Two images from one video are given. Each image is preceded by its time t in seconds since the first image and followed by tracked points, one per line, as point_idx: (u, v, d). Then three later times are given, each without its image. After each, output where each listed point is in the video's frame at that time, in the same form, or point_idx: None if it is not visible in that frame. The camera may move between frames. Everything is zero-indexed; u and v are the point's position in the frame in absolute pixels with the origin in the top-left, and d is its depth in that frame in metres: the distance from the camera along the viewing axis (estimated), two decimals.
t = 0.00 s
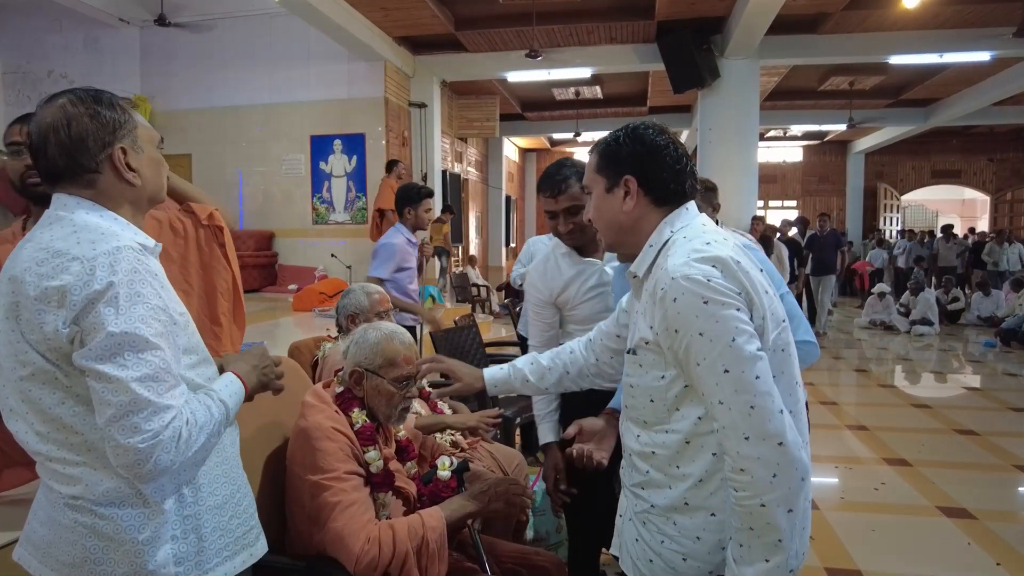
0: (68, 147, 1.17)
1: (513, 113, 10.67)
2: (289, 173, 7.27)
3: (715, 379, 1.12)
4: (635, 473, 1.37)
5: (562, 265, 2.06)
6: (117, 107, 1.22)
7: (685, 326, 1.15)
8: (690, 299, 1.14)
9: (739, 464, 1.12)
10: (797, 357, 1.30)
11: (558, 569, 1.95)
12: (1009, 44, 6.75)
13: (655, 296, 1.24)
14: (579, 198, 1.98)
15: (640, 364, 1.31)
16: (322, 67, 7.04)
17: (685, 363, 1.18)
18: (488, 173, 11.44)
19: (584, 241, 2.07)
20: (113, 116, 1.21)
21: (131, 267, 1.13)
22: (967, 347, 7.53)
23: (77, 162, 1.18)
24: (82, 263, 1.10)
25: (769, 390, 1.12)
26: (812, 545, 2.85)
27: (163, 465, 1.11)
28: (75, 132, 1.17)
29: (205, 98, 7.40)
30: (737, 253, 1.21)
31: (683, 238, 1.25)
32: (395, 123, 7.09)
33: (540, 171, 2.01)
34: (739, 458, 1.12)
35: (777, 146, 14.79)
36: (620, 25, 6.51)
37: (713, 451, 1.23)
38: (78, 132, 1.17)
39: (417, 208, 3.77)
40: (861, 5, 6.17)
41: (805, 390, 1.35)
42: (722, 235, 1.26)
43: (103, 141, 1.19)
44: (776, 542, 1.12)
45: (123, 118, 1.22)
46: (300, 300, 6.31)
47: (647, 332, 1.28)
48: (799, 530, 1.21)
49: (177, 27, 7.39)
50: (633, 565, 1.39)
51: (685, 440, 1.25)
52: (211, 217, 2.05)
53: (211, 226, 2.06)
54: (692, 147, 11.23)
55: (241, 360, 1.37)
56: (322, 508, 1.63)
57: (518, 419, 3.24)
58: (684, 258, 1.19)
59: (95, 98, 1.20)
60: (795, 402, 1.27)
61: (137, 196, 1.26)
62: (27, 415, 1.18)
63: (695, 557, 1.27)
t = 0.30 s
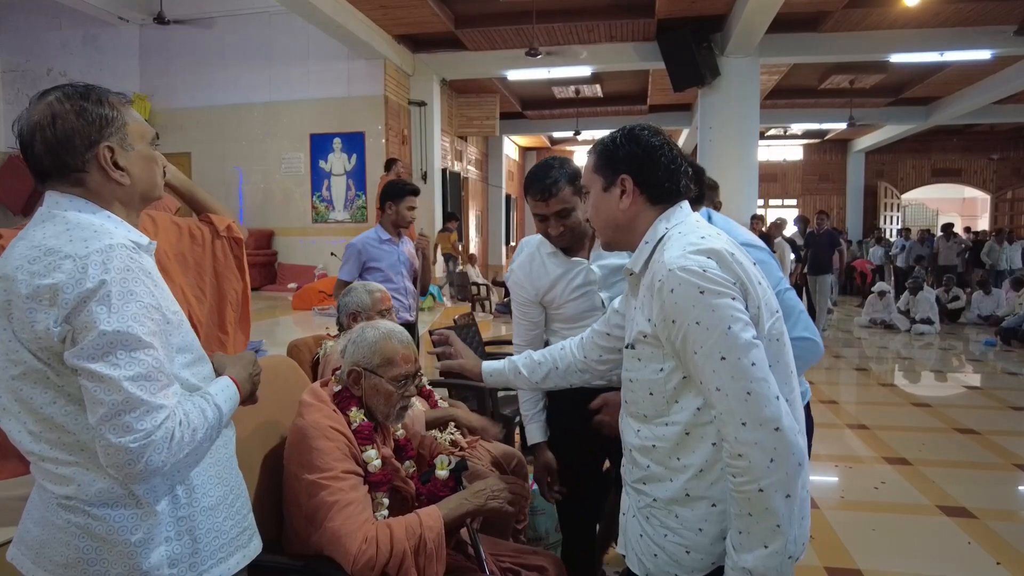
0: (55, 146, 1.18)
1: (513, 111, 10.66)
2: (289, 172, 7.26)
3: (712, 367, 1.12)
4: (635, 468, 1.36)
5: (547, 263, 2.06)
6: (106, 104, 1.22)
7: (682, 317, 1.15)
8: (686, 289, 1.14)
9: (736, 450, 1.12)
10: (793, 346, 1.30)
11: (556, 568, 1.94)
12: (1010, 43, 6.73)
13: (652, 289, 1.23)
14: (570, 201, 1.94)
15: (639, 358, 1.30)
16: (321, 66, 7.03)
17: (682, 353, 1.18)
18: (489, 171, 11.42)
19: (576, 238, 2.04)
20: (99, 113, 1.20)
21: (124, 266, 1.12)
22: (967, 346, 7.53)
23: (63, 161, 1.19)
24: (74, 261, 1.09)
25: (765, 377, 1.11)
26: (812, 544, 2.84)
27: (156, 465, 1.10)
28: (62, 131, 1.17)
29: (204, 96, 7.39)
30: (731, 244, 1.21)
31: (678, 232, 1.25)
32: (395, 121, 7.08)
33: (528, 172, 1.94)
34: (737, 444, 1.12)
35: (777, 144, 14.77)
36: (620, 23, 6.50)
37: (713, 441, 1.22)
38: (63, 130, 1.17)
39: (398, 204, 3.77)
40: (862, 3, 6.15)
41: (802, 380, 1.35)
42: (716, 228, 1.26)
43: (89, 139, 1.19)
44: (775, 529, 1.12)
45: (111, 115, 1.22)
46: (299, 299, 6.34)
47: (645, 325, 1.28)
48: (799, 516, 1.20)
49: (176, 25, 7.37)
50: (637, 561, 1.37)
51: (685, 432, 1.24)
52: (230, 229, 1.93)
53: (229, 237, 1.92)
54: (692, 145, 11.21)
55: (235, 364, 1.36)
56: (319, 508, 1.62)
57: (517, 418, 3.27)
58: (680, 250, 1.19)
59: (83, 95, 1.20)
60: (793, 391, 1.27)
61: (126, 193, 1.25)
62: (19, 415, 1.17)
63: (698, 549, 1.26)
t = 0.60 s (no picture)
0: (51, 145, 1.18)
1: (512, 110, 10.64)
2: (289, 171, 7.25)
3: (713, 360, 1.13)
4: (636, 463, 1.35)
5: (545, 257, 2.06)
6: (103, 103, 1.21)
7: (683, 311, 1.15)
8: (687, 285, 1.14)
9: (737, 442, 1.13)
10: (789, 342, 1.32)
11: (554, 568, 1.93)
12: (1011, 41, 6.73)
13: (653, 285, 1.24)
14: (574, 193, 1.96)
15: (639, 354, 1.30)
16: (321, 65, 7.03)
17: (684, 347, 1.18)
18: (489, 170, 11.42)
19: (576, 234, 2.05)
20: (96, 112, 1.20)
21: (121, 266, 1.11)
22: (966, 345, 7.53)
23: (58, 161, 1.19)
24: (71, 261, 1.09)
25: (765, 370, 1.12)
26: (811, 542, 2.85)
27: (154, 465, 1.10)
28: (57, 130, 1.17)
29: (204, 95, 7.38)
30: (731, 242, 1.22)
31: (679, 231, 1.25)
32: (395, 120, 7.08)
33: (534, 162, 1.96)
34: (738, 437, 1.13)
35: (777, 143, 14.76)
36: (620, 22, 6.49)
37: (714, 435, 1.23)
38: (59, 129, 1.17)
39: (380, 201, 3.78)
40: (863, 2, 6.14)
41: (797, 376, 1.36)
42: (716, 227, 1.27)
43: (85, 139, 1.19)
44: (773, 520, 1.12)
45: (106, 114, 1.21)
46: (299, 297, 6.32)
47: (646, 321, 1.28)
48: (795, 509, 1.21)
49: (176, 23, 7.36)
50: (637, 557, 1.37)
51: (685, 426, 1.25)
52: (237, 233, 1.94)
53: (233, 241, 1.94)
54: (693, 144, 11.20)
55: (233, 365, 1.37)
56: (317, 507, 1.62)
57: (516, 417, 3.28)
58: (682, 247, 1.20)
59: (80, 93, 1.20)
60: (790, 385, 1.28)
61: (122, 193, 1.25)
62: (16, 414, 1.17)
63: (698, 542, 1.26)
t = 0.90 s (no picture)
0: (48, 145, 1.18)
1: (512, 110, 10.64)
2: (289, 170, 7.24)
3: (747, 356, 1.14)
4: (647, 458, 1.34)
5: (546, 253, 2.05)
6: (99, 103, 1.21)
7: (714, 309, 1.16)
8: (720, 284, 1.16)
9: (765, 437, 1.14)
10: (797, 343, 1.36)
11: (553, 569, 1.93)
12: (1010, 41, 6.73)
13: (678, 282, 1.24)
14: (578, 186, 1.95)
15: (657, 349, 1.27)
16: (321, 64, 7.03)
17: (713, 343, 1.18)
18: (488, 169, 11.41)
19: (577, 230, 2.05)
20: (93, 112, 1.20)
21: (120, 265, 1.11)
22: (967, 345, 7.52)
23: (54, 161, 1.19)
24: (70, 260, 1.09)
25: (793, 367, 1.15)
26: (811, 542, 2.85)
27: (161, 462, 1.11)
28: (53, 130, 1.18)
29: (203, 95, 7.38)
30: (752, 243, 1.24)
31: (704, 230, 1.26)
32: (394, 119, 7.08)
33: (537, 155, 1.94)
34: (768, 432, 1.14)
35: (777, 143, 14.74)
36: (620, 22, 6.49)
37: (734, 429, 1.23)
38: (56, 129, 1.18)
39: (365, 203, 3.79)
40: (863, 1, 6.13)
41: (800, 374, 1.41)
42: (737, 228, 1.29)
43: (81, 139, 1.19)
44: (794, 513, 1.14)
45: (103, 113, 1.21)
46: (299, 297, 6.32)
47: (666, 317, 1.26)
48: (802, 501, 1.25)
49: (175, 23, 7.36)
50: (647, 552, 1.35)
51: (706, 421, 1.24)
52: (241, 243, 2.07)
53: (237, 251, 2.06)
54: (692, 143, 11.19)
55: (229, 364, 1.37)
56: (316, 508, 1.61)
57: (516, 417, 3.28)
58: (711, 247, 1.21)
59: (77, 94, 1.20)
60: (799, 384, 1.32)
61: (119, 193, 1.25)
62: (15, 415, 1.17)
63: (714, 535, 1.26)
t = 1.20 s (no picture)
0: (46, 145, 1.19)
1: (511, 109, 10.63)
2: (288, 170, 7.24)
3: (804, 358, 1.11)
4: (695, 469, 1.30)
5: (540, 258, 2.05)
6: (98, 102, 1.21)
7: (771, 313, 1.13)
8: (778, 287, 1.13)
9: (819, 437, 1.11)
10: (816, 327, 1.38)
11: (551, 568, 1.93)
12: (1010, 41, 6.74)
13: (725, 287, 1.20)
14: (567, 187, 1.91)
15: (702, 358, 1.24)
16: (320, 63, 7.02)
17: (764, 347, 1.15)
18: (487, 169, 11.40)
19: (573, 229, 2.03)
20: (91, 112, 1.20)
21: (118, 266, 1.11)
22: (966, 345, 7.52)
23: (52, 160, 1.19)
24: (66, 261, 1.09)
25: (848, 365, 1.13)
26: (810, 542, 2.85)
27: (162, 462, 1.11)
28: (51, 130, 1.18)
29: (203, 95, 7.37)
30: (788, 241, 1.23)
31: (744, 233, 1.23)
32: (394, 119, 7.07)
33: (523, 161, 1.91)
34: (823, 433, 1.11)
35: (777, 142, 14.74)
36: (620, 21, 6.49)
37: (785, 430, 1.21)
38: (53, 128, 1.18)
39: (359, 203, 3.78)
40: (863, 1, 6.13)
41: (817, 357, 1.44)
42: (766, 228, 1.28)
43: (78, 139, 1.19)
44: (849, 509, 1.12)
45: (101, 113, 1.21)
46: (298, 296, 6.32)
47: (710, 323, 1.22)
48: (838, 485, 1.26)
49: (174, 22, 7.35)
50: (700, 561, 1.31)
51: (757, 426, 1.21)
52: (242, 245, 2.12)
53: (238, 252, 2.11)
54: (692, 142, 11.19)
55: (224, 363, 1.37)
56: (315, 507, 1.61)
57: (515, 416, 3.29)
58: (758, 249, 1.18)
59: (75, 93, 1.20)
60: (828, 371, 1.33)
61: (117, 193, 1.25)
62: (12, 415, 1.18)
63: (773, 536, 1.25)
